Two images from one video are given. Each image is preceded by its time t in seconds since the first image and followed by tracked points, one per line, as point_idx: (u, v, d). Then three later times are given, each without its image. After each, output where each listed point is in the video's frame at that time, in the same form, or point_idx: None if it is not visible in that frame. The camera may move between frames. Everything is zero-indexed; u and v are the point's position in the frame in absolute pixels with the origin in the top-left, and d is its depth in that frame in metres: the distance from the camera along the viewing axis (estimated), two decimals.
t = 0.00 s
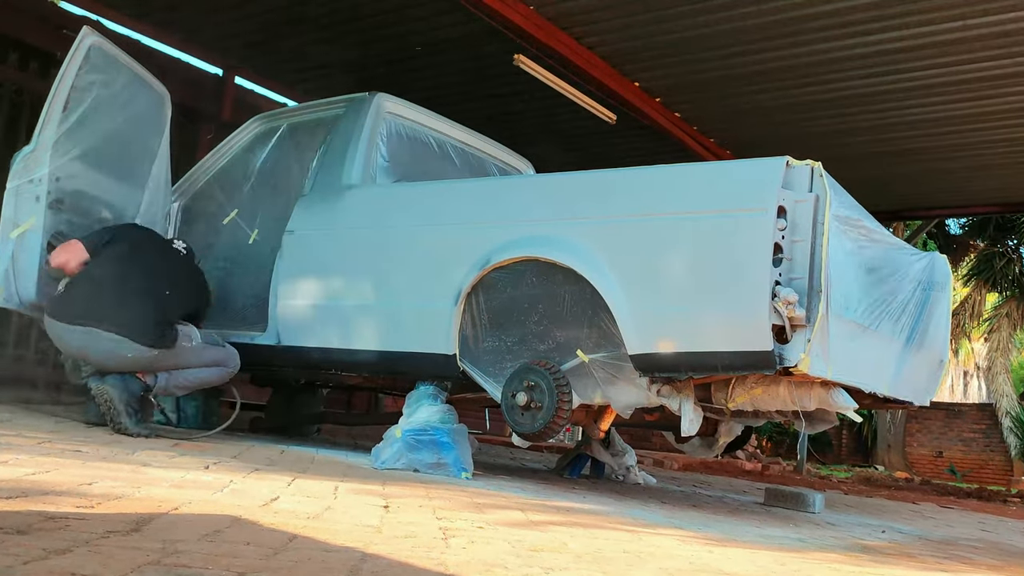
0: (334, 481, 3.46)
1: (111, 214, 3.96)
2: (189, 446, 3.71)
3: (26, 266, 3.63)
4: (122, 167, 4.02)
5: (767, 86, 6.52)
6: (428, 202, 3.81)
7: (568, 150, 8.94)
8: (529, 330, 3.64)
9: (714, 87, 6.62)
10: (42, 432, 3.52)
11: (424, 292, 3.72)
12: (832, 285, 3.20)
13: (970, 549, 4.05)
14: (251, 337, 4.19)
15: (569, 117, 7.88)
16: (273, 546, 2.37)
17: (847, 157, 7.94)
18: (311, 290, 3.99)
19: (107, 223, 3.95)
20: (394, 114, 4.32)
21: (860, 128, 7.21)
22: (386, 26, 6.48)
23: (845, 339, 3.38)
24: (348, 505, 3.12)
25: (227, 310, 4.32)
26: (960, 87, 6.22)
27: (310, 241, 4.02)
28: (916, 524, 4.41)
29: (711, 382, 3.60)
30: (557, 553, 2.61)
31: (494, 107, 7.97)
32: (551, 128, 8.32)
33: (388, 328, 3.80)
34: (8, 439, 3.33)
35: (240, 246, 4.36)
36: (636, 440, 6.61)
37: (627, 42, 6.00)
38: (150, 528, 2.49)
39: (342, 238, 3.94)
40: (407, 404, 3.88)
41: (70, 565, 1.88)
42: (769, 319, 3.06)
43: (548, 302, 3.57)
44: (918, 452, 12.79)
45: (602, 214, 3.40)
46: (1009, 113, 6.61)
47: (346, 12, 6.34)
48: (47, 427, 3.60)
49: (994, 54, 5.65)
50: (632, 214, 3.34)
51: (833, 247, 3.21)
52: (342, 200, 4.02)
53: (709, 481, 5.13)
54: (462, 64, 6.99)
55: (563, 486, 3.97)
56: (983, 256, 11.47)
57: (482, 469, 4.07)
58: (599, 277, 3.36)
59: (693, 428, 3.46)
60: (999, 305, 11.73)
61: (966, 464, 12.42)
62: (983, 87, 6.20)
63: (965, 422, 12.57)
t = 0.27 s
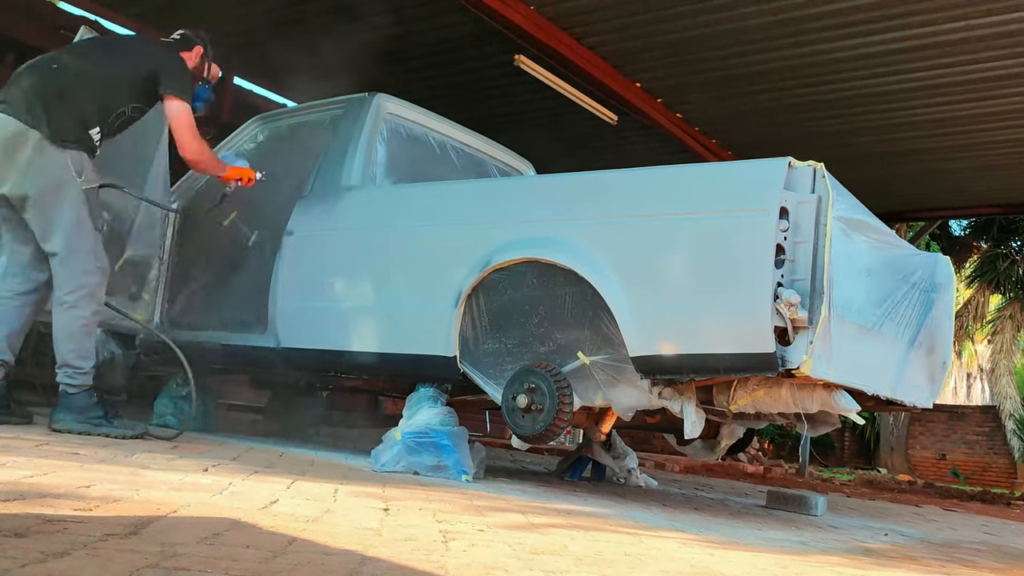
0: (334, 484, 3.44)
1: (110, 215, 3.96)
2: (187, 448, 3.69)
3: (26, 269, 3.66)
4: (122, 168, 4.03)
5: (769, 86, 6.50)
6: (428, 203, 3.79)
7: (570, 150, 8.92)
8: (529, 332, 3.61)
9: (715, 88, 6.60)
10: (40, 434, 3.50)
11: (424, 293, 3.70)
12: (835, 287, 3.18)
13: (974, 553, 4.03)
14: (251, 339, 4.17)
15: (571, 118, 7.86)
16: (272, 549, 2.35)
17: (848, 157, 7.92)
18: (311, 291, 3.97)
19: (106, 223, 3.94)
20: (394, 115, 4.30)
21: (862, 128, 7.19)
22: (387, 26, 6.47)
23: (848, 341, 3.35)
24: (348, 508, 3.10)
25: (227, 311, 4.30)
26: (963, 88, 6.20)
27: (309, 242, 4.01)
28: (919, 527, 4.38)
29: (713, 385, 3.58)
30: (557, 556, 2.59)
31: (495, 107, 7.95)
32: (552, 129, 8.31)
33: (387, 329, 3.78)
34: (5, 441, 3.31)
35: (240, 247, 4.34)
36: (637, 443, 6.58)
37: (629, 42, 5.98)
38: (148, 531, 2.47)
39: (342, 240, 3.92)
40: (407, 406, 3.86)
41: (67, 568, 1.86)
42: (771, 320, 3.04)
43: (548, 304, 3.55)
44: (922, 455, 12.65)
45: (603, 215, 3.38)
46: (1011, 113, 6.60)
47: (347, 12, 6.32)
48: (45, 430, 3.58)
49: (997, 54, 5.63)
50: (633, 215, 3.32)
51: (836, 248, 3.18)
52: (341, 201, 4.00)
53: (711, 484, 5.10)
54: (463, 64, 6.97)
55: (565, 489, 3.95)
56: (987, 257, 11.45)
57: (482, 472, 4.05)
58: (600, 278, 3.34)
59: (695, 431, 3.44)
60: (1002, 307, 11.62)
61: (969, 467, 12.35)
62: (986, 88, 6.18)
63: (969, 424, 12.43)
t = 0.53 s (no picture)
0: (334, 486, 3.42)
1: (107, 216, 3.91)
2: (186, 451, 3.67)
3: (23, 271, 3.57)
4: (118, 169, 3.99)
5: (771, 87, 6.49)
6: (428, 204, 3.77)
7: (571, 151, 8.90)
8: (530, 334, 3.59)
9: (717, 88, 6.59)
10: (37, 436, 3.48)
11: (423, 294, 3.68)
12: (838, 289, 3.16)
13: (977, 556, 4.01)
14: (251, 341, 4.15)
15: (572, 118, 7.85)
16: (272, 553, 2.33)
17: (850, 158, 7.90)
18: (310, 293, 3.95)
19: (103, 225, 3.89)
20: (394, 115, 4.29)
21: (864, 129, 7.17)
22: (388, 26, 6.45)
23: (850, 343, 3.33)
24: (348, 512, 3.07)
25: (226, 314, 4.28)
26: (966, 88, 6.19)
27: (309, 243, 3.99)
28: (921, 529, 4.36)
29: (715, 387, 3.56)
30: (558, 559, 2.57)
31: (496, 108, 7.93)
32: (553, 129, 8.29)
33: (387, 331, 3.76)
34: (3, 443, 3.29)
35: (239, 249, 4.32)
36: (638, 446, 6.55)
37: (630, 43, 5.96)
38: (147, 534, 2.45)
39: (341, 242, 3.90)
40: (407, 409, 3.84)
41: (65, 572, 1.84)
42: (774, 322, 3.02)
43: (549, 306, 3.53)
44: (924, 457, 12.67)
45: (604, 216, 3.36)
46: (1014, 114, 6.58)
47: (348, 12, 6.31)
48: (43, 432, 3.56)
49: (1000, 54, 5.62)
50: (635, 216, 3.30)
51: (838, 249, 3.17)
52: (341, 202, 3.99)
53: (712, 486, 5.08)
54: (464, 64, 6.95)
55: (565, 491, 3.93)
56: (990, 258, 11.43)
57: (482, 475, 4.02)
58: (602, 279, 3.32)
59: (696, 434, 3.42)
60: (1005, 308, 11.51)
61: (972, 470, 12.30)
62: (989, 88, 6.16)
63: (972, 426, 12.41)
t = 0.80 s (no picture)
0: (334, 489, 3.40)
1: (105, 218, 3.85)
2: (185, 453, 3.65)
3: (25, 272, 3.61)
4: (117, 170, 3.92)
5: (773, 87, 6.47)
6: (429, 205, 3.75)
7: (572, 152, 8.88)
8: (530, 336, 3.57)
9: (719, 88, 6.57)
10: (35, 439, 3.46)
11: (423, 296, 3.66)
12: (840, 290, 3.13)
13: (980, 559, 3.98)
14: (250, 343, 4.13)
15: (573, 119, 7.83)
16: (270, 555, 2.31)
17: (853, 159, 7.88)
18: (310, 294, 3.93)
19: (101, 226, 3.83)
20: (395, 116, 4.27)
21: (866, 129, 7.15)
22: (389, 27, 6.44)
23: (852, 345, 3.31)
24: (347, 514, 3.06)
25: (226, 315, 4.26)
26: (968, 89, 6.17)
27: (308, 245, 3.97)
28: (924, 532, 4.33)
29: (716, 389, 3.54)
30: (559, 562, 2.55)
31: (497, 108, 7.92)
32: (554, 130, 8.28)
33: (387, 333, 3.74)
34: None
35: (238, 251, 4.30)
36: (640, 448, 6.52)
37: (631, 43, 5.95)
38: (145, 537, 2.44)
39: (340, 243, 3.89)
40: (407, 411, 3.82)
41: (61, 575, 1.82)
42: (775, 324, 3.00)
43: (549, 308, 3.51)
44: (928, 459, 12.57)
45: (604, 217, 3.35)
46: (1017, 115, 6.56)
47: (349, 13, 6.30)
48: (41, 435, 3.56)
49: (1003, 55, 5.60)
50: (636, 217, 3.28)
51: (841, 251, 3.15)
52: (340, 203, 3.97)
53: (714, 489, 5.05)
54: (465, 64, 6.94)
55: (566, 494, 3.91)
56: (994, 259, 11.39)
57: (483, 477, 4.01)
58: (602, 281, 3.30)
59: (698, 436, 3.41)
60: (1010, 310, 11.49)
61: (976, 472, 12.21)
62: (992, 89, 6.14)
63: (976, 428, 12.33)
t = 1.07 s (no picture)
0: (333, 492, 3.37)
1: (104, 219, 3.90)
2: (184, 456, 3.63)
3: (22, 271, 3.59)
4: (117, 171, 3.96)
5: (775, 88, 6.45)
6: (429, 206, 3.73)
7: (573, 153, 8.87)
8: (531, 338, 3.55)
9: (720, 89, 6.55)
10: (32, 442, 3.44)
11: (424, 298, 3.64)
12: (843, 292, 3.11)
13: (984, 562, 3.96)
14: (249, 345, 4.11)
15: (574, 120, 7.82)
16: (270, 558, 2.29)
17: (854, 160, 7.86)
18: (309, 296, 3.91)
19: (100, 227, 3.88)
20: (395, 117, 4.26)
21: (868, 130, 7.13)
22: (391, 28, 6.43)
23: (855, 347, 3.29)
24: (348, 517, 3.03)
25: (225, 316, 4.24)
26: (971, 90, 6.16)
27: (308, 246, 3.95)
28: (927, 535, 4.31)
29: (719, 391, 3.52)
30: (560, 565, 2.53)
31: (498, 110, 7.90)
32: (555, 131, 8.26)
33: (387, 335, 3.72)
34: None
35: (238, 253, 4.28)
36: (642, 451, 6.50)
37: (633, 43, 5.93)
38: (145, 540, 2.41)
39: (340, 245, 3.87)
40: (408, 413, 3.80)
41: None
42: (778, 326, 2.98)
43: (550, 310, 3.49)
44: (931, 462, 12.60)
45: (606, 218, 3.33)
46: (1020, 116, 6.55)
47: (350, 14, 6.28)
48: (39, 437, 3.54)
49: (1006, 55, 5.59)
50: (637, 219, 3.26)
51: (844, 252, 3.13)
52: (340, 204, 3.95)
53: (716, 492, 5.03)
54: (466, 65, 6.92)
55: (567, 497, 3.89)
56: (997, 261, 11.36)
57: (484, 480, 3.99)
58: (604, 283, 3.28)
59: (700, 438, 3.39)
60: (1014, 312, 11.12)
61: (979, 475, 12.19)
62: (994, 90, 6.13)
63: (979, 431, 12.33)
